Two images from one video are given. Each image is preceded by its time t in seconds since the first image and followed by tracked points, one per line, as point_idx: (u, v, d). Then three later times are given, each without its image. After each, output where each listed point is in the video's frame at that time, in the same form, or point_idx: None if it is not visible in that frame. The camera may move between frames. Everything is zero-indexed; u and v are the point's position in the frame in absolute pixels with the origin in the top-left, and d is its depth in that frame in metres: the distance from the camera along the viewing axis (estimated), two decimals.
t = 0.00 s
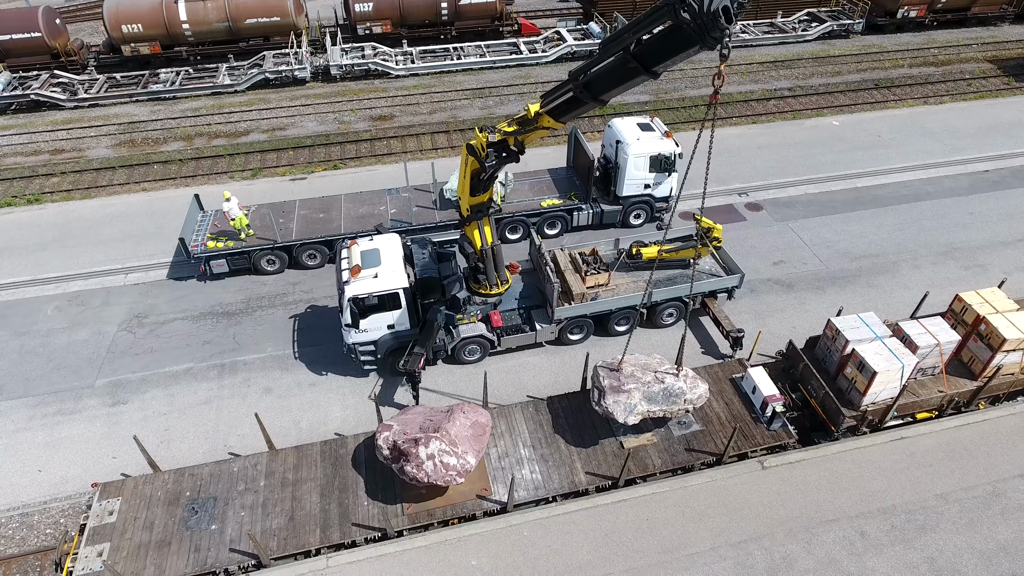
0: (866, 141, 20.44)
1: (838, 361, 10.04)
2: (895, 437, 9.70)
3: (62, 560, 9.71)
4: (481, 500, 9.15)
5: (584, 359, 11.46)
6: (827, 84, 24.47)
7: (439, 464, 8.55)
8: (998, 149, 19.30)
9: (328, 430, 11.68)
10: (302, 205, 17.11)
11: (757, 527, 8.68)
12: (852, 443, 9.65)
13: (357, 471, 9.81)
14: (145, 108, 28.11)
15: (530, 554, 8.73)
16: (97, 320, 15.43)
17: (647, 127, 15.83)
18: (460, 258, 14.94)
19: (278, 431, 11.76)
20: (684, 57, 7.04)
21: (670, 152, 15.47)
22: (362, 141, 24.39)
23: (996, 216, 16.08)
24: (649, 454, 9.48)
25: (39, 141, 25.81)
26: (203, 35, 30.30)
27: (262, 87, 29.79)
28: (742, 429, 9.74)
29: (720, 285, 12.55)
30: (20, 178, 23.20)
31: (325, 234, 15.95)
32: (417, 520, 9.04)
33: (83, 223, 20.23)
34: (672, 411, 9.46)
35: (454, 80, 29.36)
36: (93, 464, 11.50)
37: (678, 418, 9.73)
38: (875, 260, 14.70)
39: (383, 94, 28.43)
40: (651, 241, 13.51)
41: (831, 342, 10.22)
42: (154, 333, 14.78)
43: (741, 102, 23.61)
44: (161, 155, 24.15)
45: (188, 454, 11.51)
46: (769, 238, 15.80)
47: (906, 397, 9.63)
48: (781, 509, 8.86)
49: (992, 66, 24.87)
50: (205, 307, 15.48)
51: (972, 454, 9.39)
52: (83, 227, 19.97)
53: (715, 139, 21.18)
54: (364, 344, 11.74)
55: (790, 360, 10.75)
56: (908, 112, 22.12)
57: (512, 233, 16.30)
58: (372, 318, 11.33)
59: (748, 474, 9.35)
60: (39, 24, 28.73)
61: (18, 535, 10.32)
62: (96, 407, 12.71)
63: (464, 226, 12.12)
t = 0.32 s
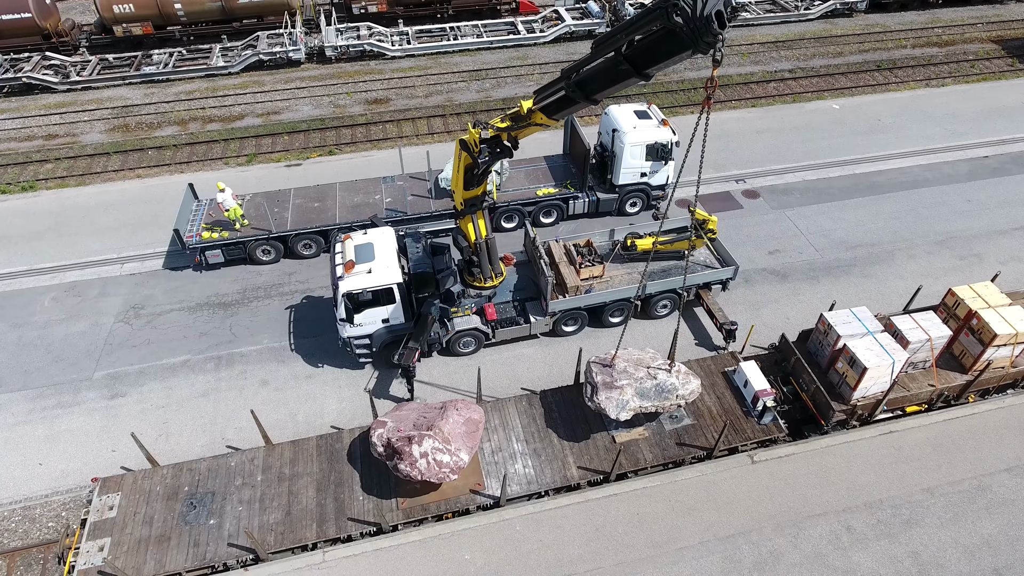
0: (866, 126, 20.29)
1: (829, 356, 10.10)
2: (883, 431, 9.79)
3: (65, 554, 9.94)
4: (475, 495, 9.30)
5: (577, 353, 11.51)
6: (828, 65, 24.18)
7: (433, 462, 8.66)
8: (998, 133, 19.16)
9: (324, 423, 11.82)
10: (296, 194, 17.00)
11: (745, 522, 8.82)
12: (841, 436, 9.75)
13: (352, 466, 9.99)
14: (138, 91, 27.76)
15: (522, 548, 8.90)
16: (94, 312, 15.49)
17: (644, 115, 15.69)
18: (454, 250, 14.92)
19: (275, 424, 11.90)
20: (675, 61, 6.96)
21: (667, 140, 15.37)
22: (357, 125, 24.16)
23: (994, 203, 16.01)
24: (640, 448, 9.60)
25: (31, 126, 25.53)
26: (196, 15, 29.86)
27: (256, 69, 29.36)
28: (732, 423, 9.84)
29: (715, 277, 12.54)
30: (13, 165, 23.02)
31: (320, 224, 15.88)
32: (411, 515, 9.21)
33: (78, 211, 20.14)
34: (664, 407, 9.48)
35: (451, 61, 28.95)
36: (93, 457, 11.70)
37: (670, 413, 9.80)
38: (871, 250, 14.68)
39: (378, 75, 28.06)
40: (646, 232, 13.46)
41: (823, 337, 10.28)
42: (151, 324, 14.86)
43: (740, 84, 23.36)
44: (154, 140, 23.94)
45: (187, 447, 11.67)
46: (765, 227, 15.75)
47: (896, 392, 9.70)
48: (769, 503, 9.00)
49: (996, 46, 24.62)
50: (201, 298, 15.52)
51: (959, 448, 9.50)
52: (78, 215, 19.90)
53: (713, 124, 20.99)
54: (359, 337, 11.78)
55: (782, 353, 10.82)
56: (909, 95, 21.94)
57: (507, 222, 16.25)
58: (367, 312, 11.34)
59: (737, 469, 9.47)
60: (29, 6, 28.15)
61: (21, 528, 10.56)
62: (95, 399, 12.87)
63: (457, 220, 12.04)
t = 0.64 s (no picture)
0: (866, 112, 20.04)
1: (821, 355, 10.10)
2: (873, 431, 9.85)
3: (64, 552, 10.10)
4: (467, 494, 9.38)
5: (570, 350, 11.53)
6: (830, 49, 23.80)
7: (425, 465, 8.72)
8: (1000, 121, 18.95)
9: (319, 420, 11.91)
10: (290, 186, 16.86)
11: (733, 522, 8.92)
12: (831, 436, 9.81)
13: (346, 465, 10.10)
14: (130, 76, 27.38)
15: (513, 548, 9.02)
16: (89, 306, 15.50)
17: (640, 106, 15.50)
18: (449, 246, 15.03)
19: (270, 421, 11.99)
20: (666, 69, 6.85)
21: (663, 131, 15.21)
22: (352, 112, 23.88)
23: (994, 193, 15.87)
24: (632, 447, 9.66)
25: (22, 112, 25.23)
26: None
27: (249, 52, 28.89)
28: (723, 423, 9.88)
29: (709, 273, 12.48)
30: (6, 153, 22.81)
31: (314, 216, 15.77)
32: (404, 514, 9.32)
33: (71, 201, 20.00)
34: (657, 408, 9.47)
35: (447, 43, 28.50)
36: (91, 455, 11.84)
37: (662, 412, 9.83)
38: (868, 242, 14.58)
39: (374, 59, 27.64)
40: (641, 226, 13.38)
41: (816, 336, 10.27)
42: (146, 319, 14.88)
43: (740, 69, 23.01)
44: (147, 128, 23.70)
45: (183, 444, 11.78)
46: (762, 218, 15.63)
47: (888, 391, 9.70)
48: (757, 503, 9.09)
49: (1001, 29, 24.23)
50: (196, 292, 15.50)
51: (948, 448, 9.56)
52: (72, 206, 19.77)
53: (712, 110, 20.72)
54: (353, 335, 11.78)
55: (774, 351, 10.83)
56: (912, 80, 21.64)
57: (502, 213, 16.12)
58: (360, 311, 11.32)
59: (727, 469, 9.55)
60: None
61: (21, 525, 10.76)
62: (92, 396, 12.97)
63: (450, 216, 11.96)
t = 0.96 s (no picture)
0: (866, 100, 19.75)
1: (810, 358, 10.08)
2: (860, 434, 9.88)
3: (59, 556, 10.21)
4: (455, 499, 9.45)
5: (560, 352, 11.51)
6: (831, 33, 23.38)
7: (411, 474, 8.76)
8: (1001, 110, 18.70)
9: (310, 422, 11.96)
10: (280, 180, 16.65)
11: (718, 527, 9.00)
12: (818, 440, 9.85)
13: (335, 469, 10.17)
14: (119, 63, 26.93)
15: (500, 553, 9.11)
16: (80, 303, 15.47)
17: (634, 99, 15.30)
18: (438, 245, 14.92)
19: (261, 423, 12.04)
20: (652, 85, 6.70)
21: (657, 125, 15.02)
22: (344, 101, 23.55)
23: (991, 186, 15.71)
24: (619, 452, 9.69)
25: (10, 102, 24.85)
26: None
27: (240, 37, 28.37)
28: (711, 427, 9.89)
29: (701, 272, 12.40)
30: None
31: (305, 212, 15.61)
32: (393, 519, 9.40)
33: (61, 195, 19.80)
34: (646, 414, 9.44)
35: (441, 28, 27.99)
36: (85, 457, 11.93)
37: (650, 417, 9.82)
38: (862, 237, 14.47)
39: (366, 45, 27.17)
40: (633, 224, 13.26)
41: (805, 339, 10.23)
42: (138, 317, 14.86)
43: (738, 55, 22.60)
44: (137, 118, 23.38)
45: (175, 446, 11.85)
46: (756, 212, 15.49)
47: (875, 396, 9.70)
48: (742, 508, 9.16)
49: (1006, 12, 23.81)
50: (187, 289, 15.45)
51: (934, 452, 9.59)
52: (62, 199, 19.58)
53: (708, 98, 20.41)
54: (343, 337, 11.75)
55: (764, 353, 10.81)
56: (912, 66, 21.30)
57: (494, 208, 15.96)
58: (349, 314, 11.26)
59: (714, 473, 9.60)
60: None
61: (17, 528, 10.90)
62: (84, 397, 13.01)
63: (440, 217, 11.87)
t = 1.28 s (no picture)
0: (865, 90, 19.46)
1: (800, 365, 10.05)
2: (847, 442, 9.91)
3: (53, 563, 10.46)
4: (443, 507, 9.47)
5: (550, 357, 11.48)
6: (832, 20, 22.96)
7: (399, 486, 8.82)
8: (1002, 101, 18.45)
9: (301, 426, 12.03)
10: (270, 177, 16.45)
11: (703, 536, 9.09)
12: (804, 447, 9.89)
13: (325, 476, 10.24)
14: (107, 51, 26.44)
15: (487, 561, 9.23)
16: (72, 303, 15.41)
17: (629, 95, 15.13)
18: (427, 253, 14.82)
19: (252, 427, 12.10)
20: (636, 109, 6.61)
21: (652, 121, 14.88)
22: (336, 91, 23.21)
23: (989, 182, 15.56)
24: (607, 459, 9.72)
25: None
26: None
27: (230, 24, 27.87)
28: (699, 434, 9.91)
29: (692, 275, 12.29)
30: None
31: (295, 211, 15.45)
32: (381, 527, 9.48)
33: (51, 190, 19.58)
34: (636, 424, 9.44)
35: (435, 14, 27.47)
36: (78, 461, 12.00)
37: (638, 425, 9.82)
38: (857, 236, 14.37)
39: (359, 31, 26.68)
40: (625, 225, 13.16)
41: (795, 345, 10.19)
42: (129, 318, 14.82)
43: (737, 43, 22.23)
44: (126, 109, 23.03)
45: (167, 451, 11.91)
46: (750, 209, 15.35)
47: (863, 404, 9.70)
48: (727, 516, 9.23)
49: None
50: (178, 289, 15.39)
51: (920, 459, 9.64)
52: (51, 195, 19.38)
53: (706, 89, 20.12)
54: (333, 342, 11.73)
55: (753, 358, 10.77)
56: (914, 54, 20.96)
57: (486, 205, 15.80)
58: (338, 320, 11.21)
59: (701, 481, 9.66)
60: None
61: (11, 533, 11.01)
62: (76, 400, 13.05)
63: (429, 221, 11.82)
